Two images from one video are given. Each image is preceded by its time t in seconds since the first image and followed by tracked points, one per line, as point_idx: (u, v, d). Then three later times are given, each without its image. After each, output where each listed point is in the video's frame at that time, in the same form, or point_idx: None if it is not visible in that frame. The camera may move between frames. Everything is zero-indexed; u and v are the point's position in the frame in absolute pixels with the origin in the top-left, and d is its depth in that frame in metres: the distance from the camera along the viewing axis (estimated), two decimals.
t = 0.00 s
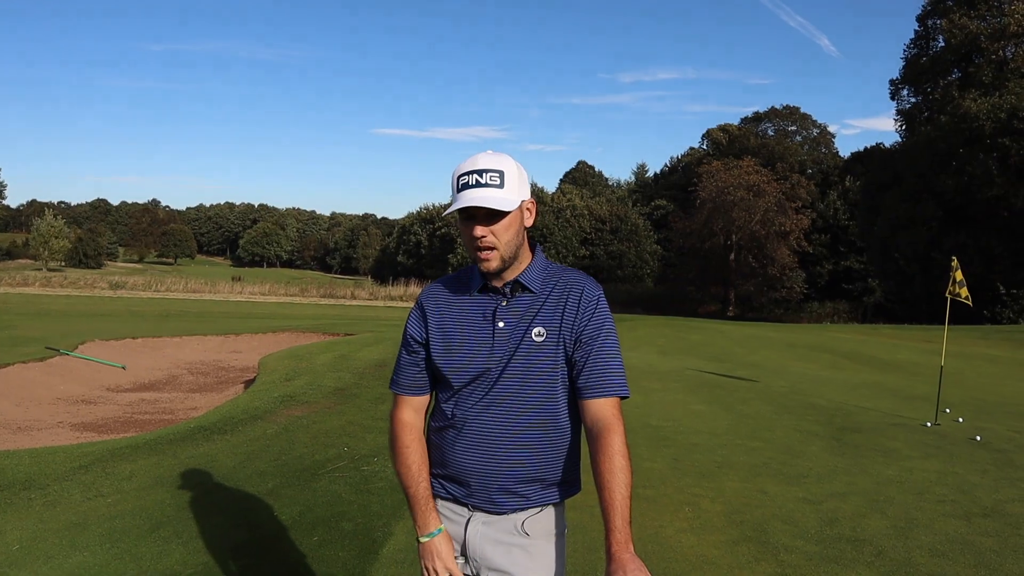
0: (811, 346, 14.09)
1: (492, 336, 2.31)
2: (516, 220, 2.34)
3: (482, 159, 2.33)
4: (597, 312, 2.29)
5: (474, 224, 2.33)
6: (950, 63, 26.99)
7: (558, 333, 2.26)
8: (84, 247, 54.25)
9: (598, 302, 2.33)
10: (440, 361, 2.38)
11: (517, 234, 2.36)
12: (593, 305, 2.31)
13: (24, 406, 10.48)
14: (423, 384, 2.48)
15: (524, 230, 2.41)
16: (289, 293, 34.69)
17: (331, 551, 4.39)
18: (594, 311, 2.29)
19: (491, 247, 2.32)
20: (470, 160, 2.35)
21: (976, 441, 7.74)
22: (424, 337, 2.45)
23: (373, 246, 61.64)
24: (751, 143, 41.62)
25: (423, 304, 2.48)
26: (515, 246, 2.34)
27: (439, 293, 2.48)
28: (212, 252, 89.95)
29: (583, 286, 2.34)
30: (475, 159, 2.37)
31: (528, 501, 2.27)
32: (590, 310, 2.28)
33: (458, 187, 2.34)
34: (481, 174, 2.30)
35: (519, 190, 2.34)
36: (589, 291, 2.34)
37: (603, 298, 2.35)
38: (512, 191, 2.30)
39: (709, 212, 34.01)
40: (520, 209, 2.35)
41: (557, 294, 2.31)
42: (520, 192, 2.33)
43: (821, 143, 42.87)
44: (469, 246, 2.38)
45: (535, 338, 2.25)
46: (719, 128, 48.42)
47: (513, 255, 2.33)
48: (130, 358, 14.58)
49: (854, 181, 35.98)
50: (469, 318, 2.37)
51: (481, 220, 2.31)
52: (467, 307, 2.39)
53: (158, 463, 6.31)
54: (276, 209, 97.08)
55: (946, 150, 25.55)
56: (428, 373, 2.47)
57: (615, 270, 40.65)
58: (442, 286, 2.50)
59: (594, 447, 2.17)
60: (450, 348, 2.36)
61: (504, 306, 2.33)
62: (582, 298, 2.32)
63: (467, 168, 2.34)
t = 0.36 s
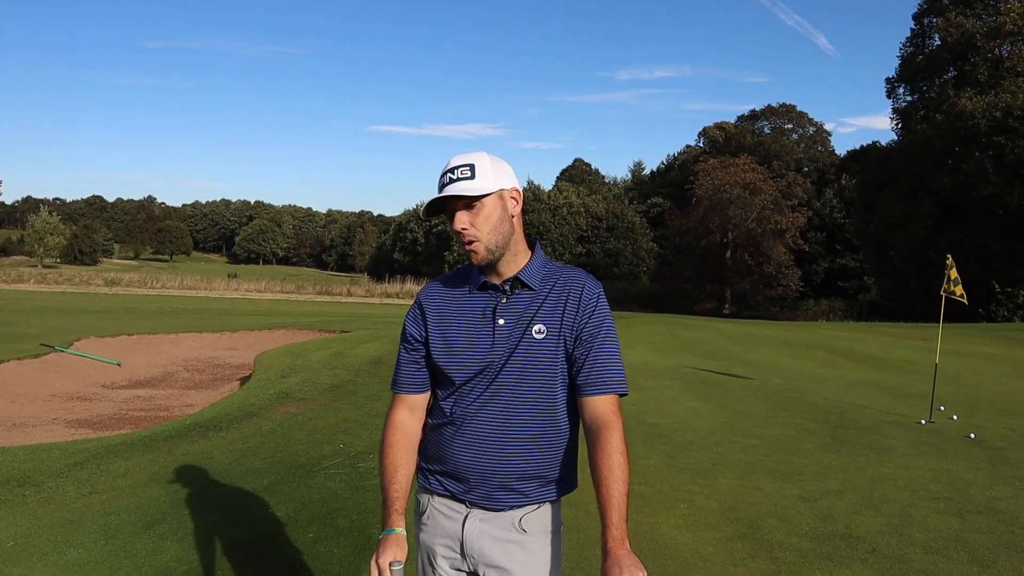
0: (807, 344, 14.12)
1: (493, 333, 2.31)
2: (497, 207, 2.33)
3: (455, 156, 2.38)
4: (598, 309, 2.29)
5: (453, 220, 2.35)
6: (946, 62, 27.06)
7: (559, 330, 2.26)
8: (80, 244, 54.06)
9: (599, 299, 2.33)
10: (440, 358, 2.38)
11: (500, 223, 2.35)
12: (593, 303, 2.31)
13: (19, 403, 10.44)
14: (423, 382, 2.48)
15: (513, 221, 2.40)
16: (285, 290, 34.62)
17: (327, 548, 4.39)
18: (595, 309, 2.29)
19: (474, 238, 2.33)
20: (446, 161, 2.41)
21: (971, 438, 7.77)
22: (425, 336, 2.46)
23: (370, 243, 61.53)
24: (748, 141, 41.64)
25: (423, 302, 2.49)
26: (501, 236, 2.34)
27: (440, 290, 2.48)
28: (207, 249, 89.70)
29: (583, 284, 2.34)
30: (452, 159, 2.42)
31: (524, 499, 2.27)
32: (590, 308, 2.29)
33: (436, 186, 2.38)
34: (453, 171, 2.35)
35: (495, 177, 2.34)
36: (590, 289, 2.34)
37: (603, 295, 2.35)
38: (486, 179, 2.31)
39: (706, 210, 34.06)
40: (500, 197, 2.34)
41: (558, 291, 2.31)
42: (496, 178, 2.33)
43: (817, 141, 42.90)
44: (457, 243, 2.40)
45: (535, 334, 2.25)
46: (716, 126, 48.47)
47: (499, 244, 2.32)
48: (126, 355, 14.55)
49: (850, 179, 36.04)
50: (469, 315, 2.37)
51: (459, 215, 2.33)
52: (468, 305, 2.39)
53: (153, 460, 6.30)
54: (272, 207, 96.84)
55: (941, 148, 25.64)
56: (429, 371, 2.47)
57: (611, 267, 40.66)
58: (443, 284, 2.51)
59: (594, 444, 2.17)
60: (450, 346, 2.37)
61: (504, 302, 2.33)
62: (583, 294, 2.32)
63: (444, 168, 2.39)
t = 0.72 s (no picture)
0: (804, 342, 14.14)
1: (492, 329, 2.31)
2: (491, 201, 2.34)
3: (450, 152, 2.37)
4: (597, 306, 2.30)
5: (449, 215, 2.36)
6: (943, 60, 27.08)
7: (558, 326, 2.27)
8: (77, 241, 53.96)
9: (597, 296, 2.33)
10: (440, 353, 2.39)
11: (495, 216, 2.36)
12: (592, 299, 2.32)
13: (16, 400, 10.43)
14: (423, 379, 2.48)
15: (509, 212, 2.42)
16: (282, 287, 34.59)
17: (324, 545, 4.40)
18: (594, 305, 2.30)
19: (470, 233, 2.35)
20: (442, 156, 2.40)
21: (967, 436, 7.80)
22: (425, 332, 2.46)
23: (367, 240, 61.47)
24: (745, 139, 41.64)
25: (422, 298, 2.50)
26: (497, 229, 2.36)
27: (439, 286, 2.49)
28: (205, 246, 89.60)
29: (582, 281, 2.35)
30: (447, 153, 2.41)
31: (524, 494, 2.27)
32: (589, 304, 2.29)
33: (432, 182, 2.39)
34: (448, 167, 2.35)
35: (488, 171, 2.33)
36: (589, 285, 2.34)
37: (602, 292, 2.36)
38: (480, 174, 2.31)
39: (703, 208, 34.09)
40: (494, 191, 2.35)
41: (557, 287, 2.32)
42: (489, 174, 2.33)
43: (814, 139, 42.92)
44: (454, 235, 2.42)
45: (534, 330, 2.26)
46: (714, 123, 48.49)
47: (496, 238, 2.35)
48: (123, 352, 14.54)
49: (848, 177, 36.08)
50: (469, 311, 2.38)
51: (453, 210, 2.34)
52: (467, 301, 2.40)
53: (151, 457, 6.30)
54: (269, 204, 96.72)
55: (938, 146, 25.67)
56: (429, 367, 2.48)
57: (609, 265, 40.68)
58: (442, 280, 2.52)
59: (593, 440, 2.18)
60: (450, 342, 2.37)
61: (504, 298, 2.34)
62: (582, 291, 2.33)
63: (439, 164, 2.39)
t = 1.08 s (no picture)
0: (803, 339, 14.15)
1: (492, 326, 2.32)
2: (513, 207, 2.37)
3: (486, 144, 2.37)
4: (597, 305, 2.31)
5: (471, 206, 2.36)
6: (943, 57, 27.06)
7: (558, 324, 2.27)
8: (76, 238, 53.91)
9: (597, 295, 2.34)
10: (440, 349, 2.40)
11: (513, 222, 2.38)
12: (592, 297, 2.32)
13: (16, 397, 10.44)
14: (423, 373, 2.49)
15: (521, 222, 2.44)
16: (282, 285, 34.59)
17: (324, 542, 4.41)
18: (594, 304, 2.31)
19: (485, 230, 2.35)
20: (476, 145, 2.39)
21: (966, 433, 7.80)
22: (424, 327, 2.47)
23: (366, 238, 61.41)
24: (744, 137, 41.61)
25: (423, 293, 2.50)
26: (510, 234, 2.37)
27: (440, 282, 2.50)
28: (205, 244, 89.54)
29: (582, 280, 2.35)
30: (480, 145, 2.41)
31: (523, 489, 2.28)
32: (589, 303, 2.30)
33: (461, 168, 2.37)
34: (482, 158, 2.34)
35: (518, 178, 2.37)
36: (589, 284, 2.35)
37: (602, 291, 2.36)
38: (511, 177, 2.33)
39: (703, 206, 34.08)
40: (519, 197, 2.38)
41: (558, 285, 2.32)
42: (519, 180, 2.35)
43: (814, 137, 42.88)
44: (466, 228, 2.41)
45: (534, 328, 2.27)
46: (714, 121, 48.46)
47: (507, 241, 2.35)
48: (123, 350, 14.54)
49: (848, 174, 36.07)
50: (470, 307, 2.39)
51: (478, 202, 2.34)
52: (467, 297, 2.41)
53: (151, 454, 6.31)
54: (269, 202, 96.65)
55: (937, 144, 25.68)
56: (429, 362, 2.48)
57: (608, 263, 40.67)
58: (444, 275, 2.52)
59: (592, 439, 2.17)
60: (450, 338, 2.38)
61: (504, 296, 2.34)
62: (582, 290, 2.33)
63: (472, 152, 2.38)
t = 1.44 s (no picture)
0: (802, 337, 14.17)
1: (492, 323, 2.33)
2: (538, 211, 2.38)
3: (521, 142, 2.36)
4: (596, 305, 2.32)
5: (500, 202, 2.34)
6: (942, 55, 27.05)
7: (558, 323, 2.29)
8: (73, 236, 53.76)
9: (598, 295, 2.35)
10: (440, 345, 2.39)
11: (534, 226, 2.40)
12: (592, 297, 2.33)
13: (14, 394, 10.42)
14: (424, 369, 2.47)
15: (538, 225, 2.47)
16: (280, 282, 34.53)
17: (325, 538, 4.42)
18: (593, 305, 2.32)
19: (510, 230, 2.35)
20: (508, 141, 2.37)
21: (964, 431, 7.82)
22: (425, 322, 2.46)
23: (365, 235, 61.30)
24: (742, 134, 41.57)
25: (424, 289, 2.49)
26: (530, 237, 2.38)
27: (444, 276, 2.49)
28: (203, 241, 89.38)
29: (582, 279, 2.36)
30: (511, 141, 2.39)
31: (523, 488, 2.28)
32: (589, 302, 2.31)
33: (494, 161, 2.34)
34: (518, 156, 2.32)
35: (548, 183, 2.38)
36: (589, 284, 2.35)
37: (602, 291, 2.37)
38: (545, 181, 2.34)
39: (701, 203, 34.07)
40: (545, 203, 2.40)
41: (560, 285, 2.33)
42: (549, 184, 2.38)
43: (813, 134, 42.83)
44: (487, 222, 2.38)
45: (535, 327, 2.28)
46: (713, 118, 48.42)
47: (527, 243, 2.36)
48: (122, 347, 14.51)
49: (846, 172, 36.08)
50: (471, 303, 2.39)
51: (508, 200, 2.33)
52: (469, 293, 2.41)
53: (151, 451, 6.31)
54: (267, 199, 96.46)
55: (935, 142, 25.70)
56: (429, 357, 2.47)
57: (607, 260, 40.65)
58: (448, 269, 2.51)
59: (590, 437, 2.18)
60: (450, 334, 2.38)
61: (505, 293, 2.35)
62: (583, 290, 2.34)
63: (506, 147, 2.35)
